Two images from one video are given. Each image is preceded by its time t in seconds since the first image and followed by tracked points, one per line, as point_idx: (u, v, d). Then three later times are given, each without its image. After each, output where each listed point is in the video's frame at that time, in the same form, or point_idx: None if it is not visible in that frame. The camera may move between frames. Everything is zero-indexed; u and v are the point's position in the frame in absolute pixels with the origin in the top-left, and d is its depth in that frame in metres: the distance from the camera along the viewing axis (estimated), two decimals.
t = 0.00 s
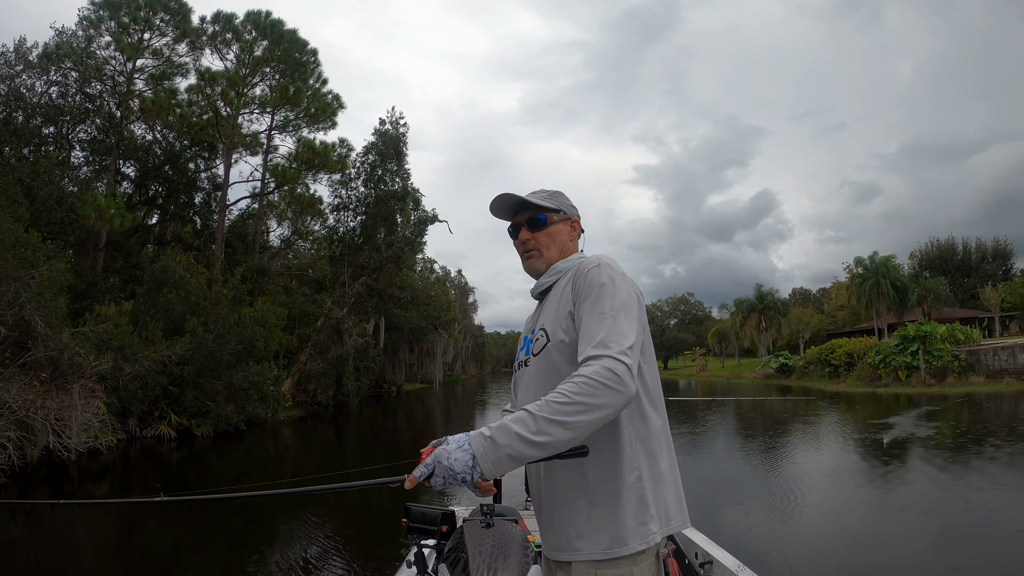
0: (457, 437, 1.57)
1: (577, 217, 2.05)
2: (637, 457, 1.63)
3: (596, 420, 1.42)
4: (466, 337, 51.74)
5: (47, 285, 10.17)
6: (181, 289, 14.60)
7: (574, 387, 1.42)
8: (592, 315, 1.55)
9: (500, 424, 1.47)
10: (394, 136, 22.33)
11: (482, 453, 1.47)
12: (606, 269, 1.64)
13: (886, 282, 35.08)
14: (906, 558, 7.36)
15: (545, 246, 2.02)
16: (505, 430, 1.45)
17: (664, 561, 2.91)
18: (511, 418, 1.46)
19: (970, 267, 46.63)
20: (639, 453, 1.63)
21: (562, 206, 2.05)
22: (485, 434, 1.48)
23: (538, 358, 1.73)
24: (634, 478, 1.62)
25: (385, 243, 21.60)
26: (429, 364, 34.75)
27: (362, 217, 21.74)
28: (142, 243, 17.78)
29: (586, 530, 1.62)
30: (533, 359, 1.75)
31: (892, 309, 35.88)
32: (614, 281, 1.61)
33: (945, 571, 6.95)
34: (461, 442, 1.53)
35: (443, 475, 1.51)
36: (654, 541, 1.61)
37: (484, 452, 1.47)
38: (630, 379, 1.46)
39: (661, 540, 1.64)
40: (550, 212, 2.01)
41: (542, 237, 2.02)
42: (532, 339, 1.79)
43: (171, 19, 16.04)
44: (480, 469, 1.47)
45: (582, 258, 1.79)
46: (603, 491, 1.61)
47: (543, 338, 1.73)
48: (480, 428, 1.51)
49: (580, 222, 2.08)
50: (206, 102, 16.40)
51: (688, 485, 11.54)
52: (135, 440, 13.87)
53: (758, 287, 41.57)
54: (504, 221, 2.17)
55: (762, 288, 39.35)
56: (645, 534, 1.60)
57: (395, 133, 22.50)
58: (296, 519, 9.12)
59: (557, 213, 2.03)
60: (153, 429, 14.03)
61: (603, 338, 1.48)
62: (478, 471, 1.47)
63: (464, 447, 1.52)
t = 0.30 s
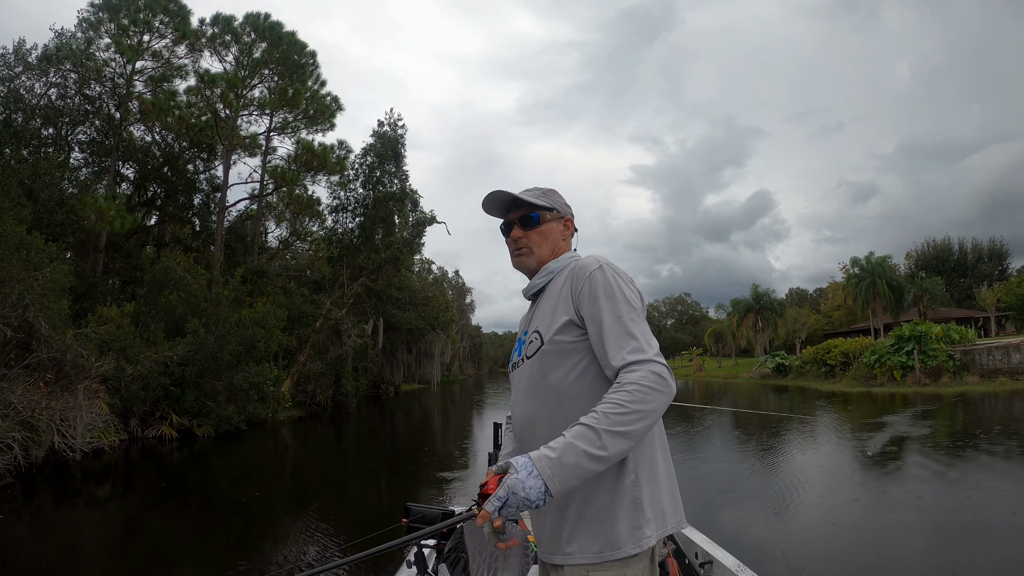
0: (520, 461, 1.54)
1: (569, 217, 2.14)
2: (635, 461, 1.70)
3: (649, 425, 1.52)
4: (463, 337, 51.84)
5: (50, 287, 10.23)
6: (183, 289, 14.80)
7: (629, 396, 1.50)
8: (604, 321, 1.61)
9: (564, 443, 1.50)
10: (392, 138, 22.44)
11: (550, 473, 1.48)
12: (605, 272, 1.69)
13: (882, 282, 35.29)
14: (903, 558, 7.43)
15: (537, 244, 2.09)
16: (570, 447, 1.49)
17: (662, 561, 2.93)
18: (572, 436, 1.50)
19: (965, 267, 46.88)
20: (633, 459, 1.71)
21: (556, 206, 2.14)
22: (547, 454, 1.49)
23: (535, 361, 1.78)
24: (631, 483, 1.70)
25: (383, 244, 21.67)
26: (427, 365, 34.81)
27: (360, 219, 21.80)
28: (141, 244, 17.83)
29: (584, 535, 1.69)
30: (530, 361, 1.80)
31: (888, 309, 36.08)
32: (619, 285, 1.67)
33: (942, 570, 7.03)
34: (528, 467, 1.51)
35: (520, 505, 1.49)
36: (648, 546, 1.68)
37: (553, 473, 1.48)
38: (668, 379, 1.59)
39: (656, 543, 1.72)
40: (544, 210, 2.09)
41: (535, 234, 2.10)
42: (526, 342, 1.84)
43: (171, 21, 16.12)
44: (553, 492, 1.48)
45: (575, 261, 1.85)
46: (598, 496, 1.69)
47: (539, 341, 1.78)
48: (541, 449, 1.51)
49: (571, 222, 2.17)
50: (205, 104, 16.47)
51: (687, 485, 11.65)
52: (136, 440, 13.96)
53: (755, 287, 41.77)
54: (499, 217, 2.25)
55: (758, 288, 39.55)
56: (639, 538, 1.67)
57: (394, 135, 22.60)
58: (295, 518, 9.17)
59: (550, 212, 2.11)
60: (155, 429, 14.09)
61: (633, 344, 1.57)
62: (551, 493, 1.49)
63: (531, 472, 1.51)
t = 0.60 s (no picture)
0: (558, 461, 1.54)
1: (576, 213, 2.22)
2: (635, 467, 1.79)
3: (676, 422, 1.63)
4: (460, 338, 51.90)
5: (53, 289, 10.27)
6: (183, 291, 14.87)
7: (662, 394, 1.60)
8: (621, 319, 1.69)
9: (604, 438, 1.56)
10: (390, 140, 22.53)
11: (590, 472, 1.53)
12: (618, 273, 1.78)
13: (878, 283, 35.48)
14: (898, 557, 7.54)
15: (546, 235, 2.14)
16: (609, 445, 1.55)
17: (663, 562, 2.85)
18: (610, 433, 1.56)
19: (961, 267, 47.10)
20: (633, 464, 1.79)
21: (564, 201, 2.21)
22: (584, 452, 1.54)
23: (542, 357, 1.84)
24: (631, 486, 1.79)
25: (381, 246, 21.73)
26: (424, 366, 34.88)
27: (359, 220, 21.87)
28: (140, 245, 17.87)
29: (579, 535, 1.78)
30: (535, 357, 1.86)
31: (884, 309, 36.27)
32: (633, 285, 1.76)
33: (937, 569, 7.14)
34: (567, 468, 1.52)
35: (560, 509, 1.49)
36: (647, 549, 1.77)
37: (591, 470, 1.53)
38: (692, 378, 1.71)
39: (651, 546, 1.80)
40: (556, 204, 2.16)
41: (546, 224, 2.15)
42: (531, 337, 1.90)
43: (170, 23, 16.18)
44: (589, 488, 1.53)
45: (582, 259, 1.93)
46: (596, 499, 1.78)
47: (545, 338, 1.85)
48: (579, 447, 1.54)
49: (577, 218, 2.24)
50: (204, 106, 16.50)
51: (685, 485, 11.75)
52: (138, 440, 14.10)
53: (751, 288, 41.96)
54: (506, 204, 2.29)
55: (754, 289, 39.72)
56: (640, 543, 1.76)
57: (391, 137, 22.68)
58: (295, 519, 9.19)
59: (560, 206, 2.17)
60: (156, 430, 14.18)
61: (655, 344, 1.67)
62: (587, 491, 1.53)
63: (570, 473, 1.52)
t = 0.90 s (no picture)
0: (482, 473, 1.41)
1: (597, 202, 2.08)
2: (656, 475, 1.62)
3: (635, 456, 1.39)
4: (458, 338, 51.98)
5: (54, 289, 10.31)
6: (183, 291, 15.00)
7: (614, 420, 1.37)
8: (619, 323, 1.51)
9: (537, 460, 1.37)
10: (388, 141, 22.61)
11: (513, 493, 1.35)
12: (636, 271, 1.60)
13: (873, 283, 35.70)
14: (896, 557, 7.60)
15: (568, 222, 1.97)
16: (542, 469, 1.36)
17: None
18: (548, 452, 1.37)
19: (957, 268, 47.38)
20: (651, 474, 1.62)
21: (587, 187, 2.06)
22: (513, 472, 1.36)
23: (550, 356, 1.68)
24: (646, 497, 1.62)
25: (379, 246, 21.78)
26: (422, 366, 34.96)
27: (357, 221, 21.94)
28: (139, 245, 17.89)
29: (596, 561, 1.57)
30: (544, 356, 1.70)
31: (879, 310, 36.50)
32: (647, 288, 1.57)
33: (933, 569, 7.20)
34: (490, 482, 1.38)
35: (473, 522, 1.36)
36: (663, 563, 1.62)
37: (517, 496, 1.35)
38: (667, 408, 1.44)
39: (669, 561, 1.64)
40: (579, 189, 2.01)
41: (567, 209, 1.99)
42: (542, 332, 1.74)
43: (169, 24, 16.23)
44: (510, 515, 1.35)
45: (605, 253, 1.76)
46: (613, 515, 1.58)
47: (558, 338, 1.68)
48: (507, 463, 1.39)
49: (597, 208, 2.11)
50: (203, 107, 16.54)
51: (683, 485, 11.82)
52: (138, 440, 14.06)
53: (748, 288, 42.17)
54: (521, 182, 2.11)
55: (751, 289, 39.92)
56: (655, 559, 1.60)
57: (390, 137, 22.76)
58: (295, 519, 9.20)
59: (582, 192, 2.02)
60: (157, 429, 14.18)
61: (640, 360, 1.44)
62: (508, 517, 1.35)
63: (493, 487, 1.38)
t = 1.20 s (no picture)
0: (502, 504, 1.29)
1: (622, 182, 1.92)
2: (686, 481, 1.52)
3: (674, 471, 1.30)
4: (455, 338, 52.10)
5: (57, 289, 10.36)
6: (183, 291, 15.07)
7: (652, 431, 1.28)
8: (656, 322, 1.41)
9: (570, 480, 1.26)
10: (387, 142, 22.70)
11: (539, 520, 1.24)
12: (670, 263, 1.49)
13: (869, 285, 35.93)
14: (891, 558, 7.69)
15: (590, 205, 1.82)
16: (574, 490, 1.25)
17: None
18: (582, 472, 1.27)
19: (953, 270, 47.68)
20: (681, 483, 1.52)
21: (610, 167, 1.91)
22: (537, 497, 1.25)
23: (572, 352, 1.56)
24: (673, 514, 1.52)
25: (378, 247, 21.86)
26: (419, 365, 35.06)
27: (356, 221, 22.00)
28: (138, 245, 17.94)
29: None
30: (564, 351, 1.58)
31: (875, 311, 36.74)
32: (683, 284, 1.47)
33: (929, 570, 7.29)
34: (511, 510, 1.27)
35: (496, 559, 1.23)
36: None
37: (547, 523, 1.24)
38: (705, 418, 1.36)
39: None
40: (602, 169, 1.85)
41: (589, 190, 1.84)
42: (563, 326, 1.62)
43: (170, 25, 16.30)
44: (540, 545, 1.23)
45: (633, 243, 1.66)
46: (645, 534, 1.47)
47: (582, 332, 1.56)
48: (531, 489, 1.28)
49: (621, 189, 1.95)
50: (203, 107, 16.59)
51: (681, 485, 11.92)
52: (139, 439, 14.03)
53: (744, 289, 42.38)
54: (539, 160, 1.97)
55: (747, 290, 40.12)
56: None
57: (388, 138, 22.84)
58: (294, 518, 9.25)
59: (607, 172, 1.87)
60: (158, 429, 14.17)
61: (678, 363, 1.36)
62: (538, 547, 1.23)
63: (516, 518, 1.26)
